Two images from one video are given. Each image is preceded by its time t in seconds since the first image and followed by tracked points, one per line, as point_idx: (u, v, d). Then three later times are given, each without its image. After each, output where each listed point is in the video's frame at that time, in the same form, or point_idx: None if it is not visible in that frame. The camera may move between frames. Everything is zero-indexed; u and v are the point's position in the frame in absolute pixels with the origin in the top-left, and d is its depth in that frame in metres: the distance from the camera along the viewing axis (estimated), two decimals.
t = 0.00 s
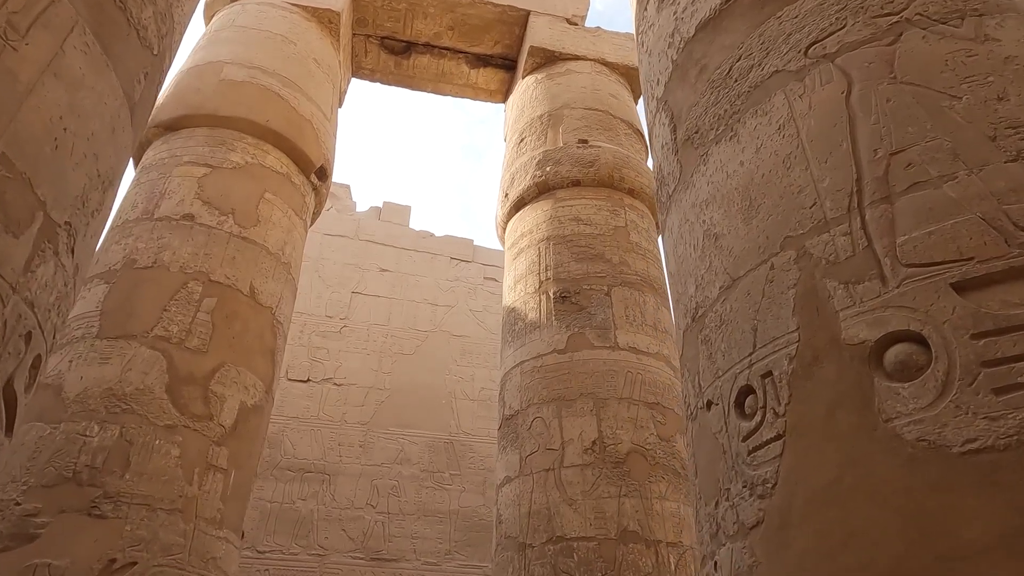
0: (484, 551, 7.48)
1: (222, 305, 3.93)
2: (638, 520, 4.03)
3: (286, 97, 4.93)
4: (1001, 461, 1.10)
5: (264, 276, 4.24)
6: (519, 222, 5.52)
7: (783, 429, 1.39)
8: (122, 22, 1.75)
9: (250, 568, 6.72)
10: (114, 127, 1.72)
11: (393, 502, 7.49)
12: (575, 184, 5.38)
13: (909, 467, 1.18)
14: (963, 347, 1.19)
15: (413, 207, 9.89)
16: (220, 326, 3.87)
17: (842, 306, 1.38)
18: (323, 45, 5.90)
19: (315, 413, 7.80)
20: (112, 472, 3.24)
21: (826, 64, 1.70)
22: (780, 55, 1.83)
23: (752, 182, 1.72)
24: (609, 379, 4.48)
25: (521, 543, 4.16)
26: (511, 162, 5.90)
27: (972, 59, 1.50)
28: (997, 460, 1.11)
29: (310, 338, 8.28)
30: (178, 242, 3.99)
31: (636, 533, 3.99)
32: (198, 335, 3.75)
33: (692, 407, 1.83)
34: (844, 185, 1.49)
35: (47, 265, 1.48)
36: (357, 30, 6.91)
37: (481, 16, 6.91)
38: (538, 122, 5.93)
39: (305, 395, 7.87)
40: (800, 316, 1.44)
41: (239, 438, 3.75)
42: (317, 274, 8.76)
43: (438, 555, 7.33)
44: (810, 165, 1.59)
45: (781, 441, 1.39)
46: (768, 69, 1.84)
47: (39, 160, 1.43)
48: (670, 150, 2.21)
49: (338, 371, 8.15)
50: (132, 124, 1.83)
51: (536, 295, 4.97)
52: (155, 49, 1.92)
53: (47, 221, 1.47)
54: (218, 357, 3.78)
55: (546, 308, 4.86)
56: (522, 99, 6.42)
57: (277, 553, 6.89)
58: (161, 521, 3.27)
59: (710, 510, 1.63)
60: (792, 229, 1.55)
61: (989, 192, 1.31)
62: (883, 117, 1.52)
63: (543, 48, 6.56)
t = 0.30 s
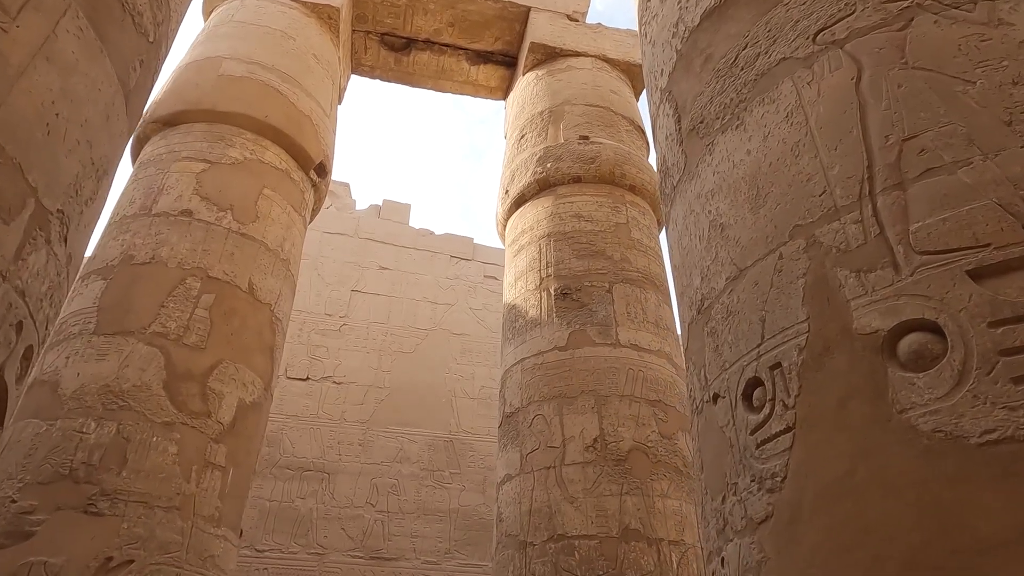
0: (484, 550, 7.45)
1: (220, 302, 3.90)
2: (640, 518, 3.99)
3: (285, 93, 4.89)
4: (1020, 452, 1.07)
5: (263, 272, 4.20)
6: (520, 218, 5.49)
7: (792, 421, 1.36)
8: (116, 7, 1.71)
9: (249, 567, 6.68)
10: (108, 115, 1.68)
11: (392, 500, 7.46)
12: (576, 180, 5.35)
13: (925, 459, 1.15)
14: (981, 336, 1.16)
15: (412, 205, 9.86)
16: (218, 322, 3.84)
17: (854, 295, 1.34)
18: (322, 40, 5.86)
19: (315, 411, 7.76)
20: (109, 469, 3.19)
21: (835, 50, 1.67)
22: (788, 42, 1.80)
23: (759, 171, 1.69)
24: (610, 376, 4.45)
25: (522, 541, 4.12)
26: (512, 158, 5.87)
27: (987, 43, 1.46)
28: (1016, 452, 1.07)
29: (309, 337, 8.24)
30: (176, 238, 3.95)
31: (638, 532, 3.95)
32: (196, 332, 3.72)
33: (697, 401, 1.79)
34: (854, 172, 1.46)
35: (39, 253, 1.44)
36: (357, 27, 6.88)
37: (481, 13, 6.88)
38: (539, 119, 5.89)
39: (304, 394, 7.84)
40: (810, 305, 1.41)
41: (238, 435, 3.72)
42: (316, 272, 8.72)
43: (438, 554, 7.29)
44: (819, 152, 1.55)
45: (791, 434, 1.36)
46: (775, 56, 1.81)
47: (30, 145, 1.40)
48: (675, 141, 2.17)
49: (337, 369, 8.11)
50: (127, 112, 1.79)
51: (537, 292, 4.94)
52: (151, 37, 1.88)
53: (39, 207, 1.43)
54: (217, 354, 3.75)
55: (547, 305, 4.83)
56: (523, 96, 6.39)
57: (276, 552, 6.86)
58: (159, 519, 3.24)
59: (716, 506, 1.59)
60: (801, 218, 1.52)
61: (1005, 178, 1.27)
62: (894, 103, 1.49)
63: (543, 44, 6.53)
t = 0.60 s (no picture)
0: (485, 549, 7.41)
1: (218, 298, 3.86)
2: (642, 516, 3.95)
3: (284, 88, 4.86)
4: None
5: (261, 269, 4.16)
6: (520, 215, 5.45)
7: (802, 414, 1.33)
8: None
9: (247, 566, 6.64)
10: (102, 102, 1.65)
11: (391, 499, 7.43)
12: (577, 177, 5.31)
13: (941, 451, 1.11)
14: (998, 325, 1.13)
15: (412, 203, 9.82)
16: (216, 319, 3.80)
17: (866, 284, 1.31)
18: (322, 36, 5.83)
19: (314, 410, 7.73)
20: (106, 467, 3.15)
21: (844, 36, 1.63)
22: (795, 29, 1.76)
23: (767, 160, 1.65)
24: (612, 374, 4.41)
25: (523, 540, 4.09)
26: (512, 154, 5.83)
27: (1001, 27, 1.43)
28: None
29: (308, 335, 8.21)
30: (174, 234, 3.92)
31: (640, 530, 3.92)
32: (194, 328, 3.68)
33: (703, 395, 1.75)
34: (865, 160, 1.43)
35: (29, 241, 1.41)
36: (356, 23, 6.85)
37: (482, 9, 6.84)
38: (539, 115, 5.86)
39: (303, 392, 7.80)
40: (820, 296, 1.38)
41: (236, 433, 3.68)
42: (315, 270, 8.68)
43: (438, 553, 7.26)
44: (829, 140, 1.52)
45: (801, 427, 1.32)
46: (782, 44, 1.77)
47: (20, 131, 1.36)
48: (679, 132, 2.14)
49: (337, 367, 8.08)
50: (121, 100, 1.76)
51: (537, 289, 4.90)
52: (146, 24, 1.85)
53: (30, 195, 1.40)
54: (215, 350, 3.71)
55: (548, 302, 4.79)
56: (523, 92, 6.35)
57: (275, 550, 6.82)
58: (156, 517, 3.20)
59: (723, 501, 1.56)
60: (810, 207, 1.48)
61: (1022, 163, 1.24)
62: (907, 89, 1.45)
63: (544, 40, 6.49)
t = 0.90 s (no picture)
0: (484, 547, 7.39)
1: (215, 293, 3.83)
2: (643, 514, 3.92)
3: (282, 83, 4.82)
4: None
5: (259, 264, 4.13)
6: (520, 211, 5.42)
7: (812, 404, 1.29)
8: None
9: (245, 564, 6.60)
10: (95, 88, 1.61)
11: (390, 497, 7.39)
12: (577, 172, 5.28)
13: (958, 441, 1.08)
14: (1015, 311, 1.10)
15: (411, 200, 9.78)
16: (214, 315, 3.76)
17: (877, 272, 1.28)
18: (321, 31, 5.78)
19: (312, 407, 7.69)
20: (102, 463, 3.12)
21: (853, 21, 1.60)
22: (803, 15, 1.73)
23: (774, 148, 1.62)
24: (612, 370, 4.38)
25: (523, 537, 4.05)
26: (512, 150, 5.80)
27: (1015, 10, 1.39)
28: None
29: (307, 332, 8.17)
30: (171, 229, 3.88)
31: (640, 527, 3.88)
32: (191, 324, 3.65)
33: (708, 387, 1.72)
34: (875, 146, 1.39)
35: (19, 227, 1.37)
36: (355, 19, 6.81)
37: (481, 4, 6.81)
38: (539, 111, 5.82)
39: (302, 389, 7.77)
40: (830, 284, 1.34)
41: (233, 429, 3.65)
42: (314, 267, 8.65)
43: (437, 551, 7.23)
44: (837, 127, 1.49)
45: (811, 418, 1.29)
46: (789, 30, 1.74)
47: (10, 114, 1.32)
48: (683, 122, 2.10)
49: (335, 365, 8.04)
50: (115, 86, 1.72)
51: (538, 285, 4.87)
52: (140, 10, 1.81)
53: (20, 180, 1.36)
54: (212, 346, 3.67)
55: (548, 299, 4.76)
56: (523, 88, 6.32)
57: (272, 548, 6.78)
58: (152, 514, 3.16)
59: (729, 496, 1.52)
60: (819, 194, 1.45)
61: None
62: (918, 74, 1.42)
63: (544, 35, 6.45)
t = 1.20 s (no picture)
0: (483, 545, 7.36)
1: (213, 289, 3.79)
2: (643, 510, 3.89)
3: (281, 78, 4.79)
4: None
5: (257, 260, 4.09)
6: (521, 207, 5.38)
7: (822, 394, 1.26)
8: None
9: (243, 562, 6.56)
10: (88, 73, 1.58)
11: (389, 495, 7.36)
12: (577, 168, 5.24)
13: (974, 430, 1.05)
14: None
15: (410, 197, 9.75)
16: (212, 310, 3.73)
17: (889, 258, 1.25)
18: (320, 26, 5.75)
19: (311, 405, 7.66)
20: (98, 459, 3.08)
21: (862, 5, 1.57)
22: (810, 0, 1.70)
23: (781, 134, 1.59)
24: (613, 366, 4.35)
25: (523, 534, 4.02)
26: (513, 145, 5.76)
27: None
28: None
29: (305, 330, 8.13)
30: (168, 223, 3.84)
31: (642, 524, 3.85)
32: (189, 319, 3.61)
33: (714, 379, 1.69)
34: (886, 130, 1.36)
35: (9, 212, 1.33)
36: (354, 14, 6.77)
37: None
38: (539, 106, 5.79)
39: (300, 386, 7.73)
40: (841, 271, 1.31)
41: (231, 425, 3.61)
42: (312, 264, 8.61)
43: (436, 548, 7.20)
44: (847, 111, 1.45)
45: (821, 408, 1.26)
46: (796, 16, 1.71)
47: None
48: (687, 111, 2.07)
49: (334, 362, 8.01)
50: (109, 72, 1.69)
51: (538, 281, 4.84)
52: None
53: (10, 164, 1.33)
54: (209, 342, 3.64)
55: (548, 295, 4.72)
56: (523, 83, 6.28)
57: (271, 546, 6.75)
58: (149, 510, 3.13)
59: (736, 489, 1.49)
60: (828, 180, 1.42)
61: None
62: (930, 56, 1.39)
63: (544, 31, 6.41)
